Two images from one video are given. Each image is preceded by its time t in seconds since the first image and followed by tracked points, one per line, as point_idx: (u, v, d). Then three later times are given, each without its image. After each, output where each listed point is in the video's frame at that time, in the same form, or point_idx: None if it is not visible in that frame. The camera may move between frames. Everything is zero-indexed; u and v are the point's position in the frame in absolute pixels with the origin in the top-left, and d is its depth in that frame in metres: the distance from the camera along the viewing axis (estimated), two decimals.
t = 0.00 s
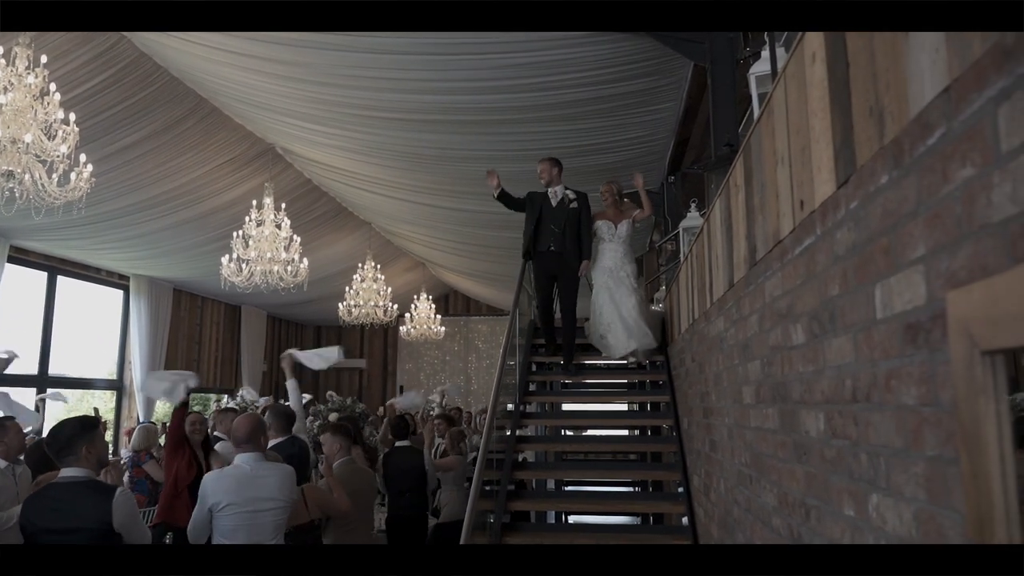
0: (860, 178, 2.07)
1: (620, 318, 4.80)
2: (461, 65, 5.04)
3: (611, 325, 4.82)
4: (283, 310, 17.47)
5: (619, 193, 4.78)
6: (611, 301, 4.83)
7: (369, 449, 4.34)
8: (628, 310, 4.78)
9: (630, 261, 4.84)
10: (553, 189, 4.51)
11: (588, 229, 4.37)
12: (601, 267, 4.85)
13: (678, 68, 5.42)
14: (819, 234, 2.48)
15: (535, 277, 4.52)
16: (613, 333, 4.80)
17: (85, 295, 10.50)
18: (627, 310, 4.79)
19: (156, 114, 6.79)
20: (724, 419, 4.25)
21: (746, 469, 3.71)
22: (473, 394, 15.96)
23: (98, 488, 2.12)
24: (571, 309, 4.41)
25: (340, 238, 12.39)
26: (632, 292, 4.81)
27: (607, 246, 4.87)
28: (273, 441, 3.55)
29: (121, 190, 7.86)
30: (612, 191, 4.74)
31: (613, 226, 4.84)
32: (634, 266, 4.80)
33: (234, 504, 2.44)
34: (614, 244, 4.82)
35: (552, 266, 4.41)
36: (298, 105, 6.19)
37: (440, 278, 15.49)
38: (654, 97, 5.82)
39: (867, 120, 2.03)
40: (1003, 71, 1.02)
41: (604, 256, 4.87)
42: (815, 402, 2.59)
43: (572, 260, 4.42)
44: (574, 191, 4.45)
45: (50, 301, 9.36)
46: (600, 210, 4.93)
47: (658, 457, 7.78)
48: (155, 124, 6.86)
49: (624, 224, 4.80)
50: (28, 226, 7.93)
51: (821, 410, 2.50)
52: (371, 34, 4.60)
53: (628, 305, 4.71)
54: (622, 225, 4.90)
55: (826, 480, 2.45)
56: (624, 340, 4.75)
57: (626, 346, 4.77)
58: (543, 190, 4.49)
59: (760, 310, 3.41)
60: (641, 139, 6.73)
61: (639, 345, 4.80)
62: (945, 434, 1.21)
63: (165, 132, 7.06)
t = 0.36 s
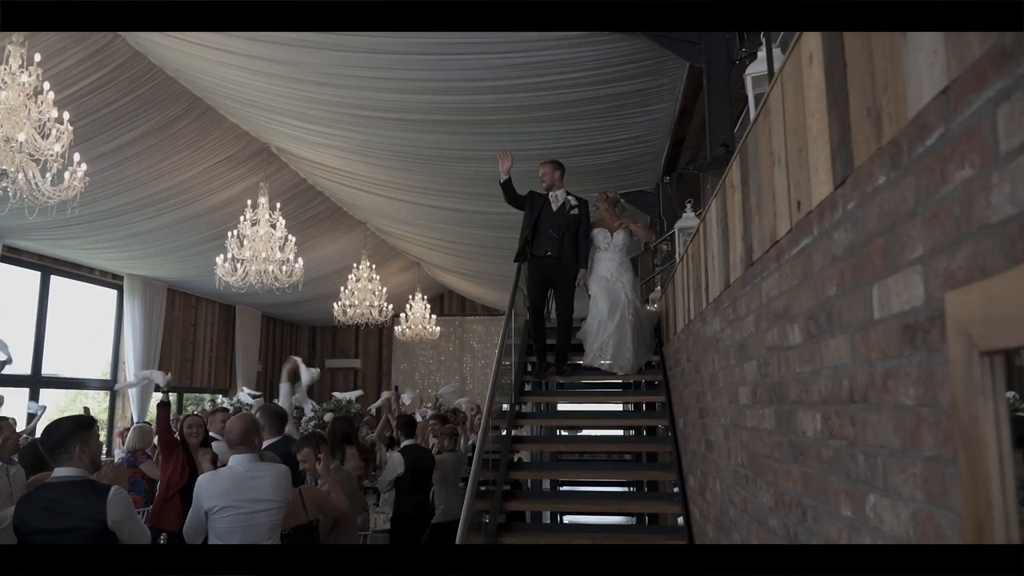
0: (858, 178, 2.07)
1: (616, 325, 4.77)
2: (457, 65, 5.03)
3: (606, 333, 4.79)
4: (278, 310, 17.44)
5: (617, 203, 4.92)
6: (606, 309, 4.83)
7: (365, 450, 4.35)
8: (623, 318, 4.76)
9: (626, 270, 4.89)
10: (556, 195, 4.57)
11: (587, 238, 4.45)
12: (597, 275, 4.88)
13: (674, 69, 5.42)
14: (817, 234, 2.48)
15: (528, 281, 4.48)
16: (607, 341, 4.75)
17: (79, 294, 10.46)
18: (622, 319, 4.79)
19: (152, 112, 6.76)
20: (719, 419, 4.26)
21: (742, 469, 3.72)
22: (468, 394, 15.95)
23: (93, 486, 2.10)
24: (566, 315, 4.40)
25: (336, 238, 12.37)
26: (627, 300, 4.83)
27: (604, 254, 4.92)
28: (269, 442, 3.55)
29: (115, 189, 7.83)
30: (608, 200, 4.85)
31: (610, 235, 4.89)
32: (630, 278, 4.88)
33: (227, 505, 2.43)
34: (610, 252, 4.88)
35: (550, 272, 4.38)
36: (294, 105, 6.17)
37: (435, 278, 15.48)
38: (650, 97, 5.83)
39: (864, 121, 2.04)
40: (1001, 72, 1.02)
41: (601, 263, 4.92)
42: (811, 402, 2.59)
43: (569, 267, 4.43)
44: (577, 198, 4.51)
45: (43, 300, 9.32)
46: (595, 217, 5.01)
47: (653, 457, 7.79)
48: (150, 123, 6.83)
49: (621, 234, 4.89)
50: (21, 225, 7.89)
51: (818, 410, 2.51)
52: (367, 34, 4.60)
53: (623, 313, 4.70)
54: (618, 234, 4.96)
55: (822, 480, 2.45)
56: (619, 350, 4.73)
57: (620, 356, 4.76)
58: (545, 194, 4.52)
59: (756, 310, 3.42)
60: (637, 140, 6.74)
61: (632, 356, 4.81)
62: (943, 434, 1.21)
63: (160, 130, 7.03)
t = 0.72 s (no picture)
0: (855, 178, 2.07)
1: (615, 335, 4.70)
2: (454, 65, 5.03)
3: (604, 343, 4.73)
4: (275, 310, 17.42)
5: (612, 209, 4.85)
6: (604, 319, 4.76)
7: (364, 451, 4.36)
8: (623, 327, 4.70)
9: (625, 276, 4.79)
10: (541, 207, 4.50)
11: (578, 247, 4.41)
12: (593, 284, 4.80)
13: (671, 69, 5.42)
14: (814, 234, 2.48)
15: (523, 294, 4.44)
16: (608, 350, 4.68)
17: (75, 294, 10.44)
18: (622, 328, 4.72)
19: (148, 110, 6.74)
20: (716, 419, 4.26)
21: (739, 468, 3.72)
22: (465, 393, 15.95)
23: (89, 489, 2.10)
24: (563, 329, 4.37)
25: (332, 237, 12.35)
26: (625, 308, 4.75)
27: (600, 262, 4.82)
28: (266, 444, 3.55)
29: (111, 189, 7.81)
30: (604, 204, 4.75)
31: (607, 240, 4.81)
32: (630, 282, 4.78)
33: (225, 507, 2.42)
34: (608, 259, 4.77)
35: (543, 286, 4.35)
36: (291, 104, 6.16)
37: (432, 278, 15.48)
38: (647, 97, 5.82)
39: (861, 121, 2.04)
40: (1000, 72, 1.02)
41: (595, 273, 4.84)
42: (808, 402, 2.60)
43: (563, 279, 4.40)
44: (563, 209, 4.43)
45: (38, 300, 9.29)
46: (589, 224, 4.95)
47: (650, 456, 7.80)
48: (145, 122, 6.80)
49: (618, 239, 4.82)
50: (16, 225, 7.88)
51: (815, 410, 2.51)
52: (364, 33, 4.59)
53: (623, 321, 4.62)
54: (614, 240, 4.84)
55: (819, 480, 2.45)
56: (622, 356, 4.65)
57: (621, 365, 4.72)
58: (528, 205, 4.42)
59: (753, 310, 3.42)
60: (634, 139, 6.74)
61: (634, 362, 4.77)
62: (940, 434, 1.21)
63: (155, 130, 7.00)
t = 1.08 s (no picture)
0: (854, 180, 2.08)
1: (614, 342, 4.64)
2: (455, 65, 5.04)
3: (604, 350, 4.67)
4: (274, 310, 17.42)
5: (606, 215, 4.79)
6: (602, 326, 4.69)
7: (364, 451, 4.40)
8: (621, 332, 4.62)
9: (620, 282, 4.74)
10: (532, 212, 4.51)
11: (570, 248, 4.38)
12: (588, 291, 4.74)
13: (670, 70, 5.43)
14: (812, 236, 2.49)
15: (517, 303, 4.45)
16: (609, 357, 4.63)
17: (73, 294, 10.43)
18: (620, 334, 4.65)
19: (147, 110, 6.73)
20: (715, 420, 4.26)
21: (737, 470, 3.73)
22: (463, 394, 15.96)
23: (84, 490, 2.10)
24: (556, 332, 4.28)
25: (331, 237, 12.35)
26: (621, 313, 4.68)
27: (595, 269, 4.77)
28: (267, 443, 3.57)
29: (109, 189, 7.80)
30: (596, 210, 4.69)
31: (601, 245, 4.79)
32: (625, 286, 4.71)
33: (225, 507, 2.42)
34: (602, 265, 4.74)
35: (533, 288, 4.33)
36: (290, 104, 6.16)
37: (430, 278, 15.49)
38: (646, 98, 5.82)
39: (860, 123, 2.05)
40: (998, 76, 1.03)
41: (590, 280, 4.78)
42: (806, 404, 2.60)
43: (555, 280, 4.34)
44: (555, 210, 4.46)
45: (37, 300, 9.28)
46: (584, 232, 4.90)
47: (649, 457, 7.83)
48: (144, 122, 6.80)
49: (612, 245, 4.75)
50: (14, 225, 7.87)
51: (814, 412, 2.52)
52: (363, 33, 4.60)
53: (623, 326, 4.55)
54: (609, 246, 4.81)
55: (818, 482, 2.46)
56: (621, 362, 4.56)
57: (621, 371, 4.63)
58: (519, 212, 4.46)
59: (752, 312, 3.43)
60: (632, 140, 6.75)
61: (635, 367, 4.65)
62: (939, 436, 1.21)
63: (154, 129, 7.00)
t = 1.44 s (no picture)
0: (845, 182, 2.08)
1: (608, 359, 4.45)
2: (452, 65, 5.03)
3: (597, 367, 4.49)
4: (273, 310, 17.40)
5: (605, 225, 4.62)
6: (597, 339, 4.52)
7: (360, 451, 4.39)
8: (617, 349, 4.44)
9: (617, 295, 4.59)
10: (529, 226, 4.30)
11: (569, 268, 4.17)
12: (584, 300, 4.56)
13: (667, 70, 5.42)
14: (805, 238, 2.49)
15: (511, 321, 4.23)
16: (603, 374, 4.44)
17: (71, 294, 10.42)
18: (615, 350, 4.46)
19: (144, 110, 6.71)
20: (710, 420, 4.26)
21: (732, 471, 3.72)
22: (461, 393, 15.96)
23: (73, 492, 2.09)
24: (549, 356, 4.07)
25: (329, 236, 12.34)
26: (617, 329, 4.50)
27: (592, 278, 4.59)
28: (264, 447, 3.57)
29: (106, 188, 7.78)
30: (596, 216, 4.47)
31: (600, 254, 4.57)
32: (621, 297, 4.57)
33: (221, 506, 2.42)
34: (600, 276, 4.54)
35: (528, 306, 4.11)
36: (287, 104, 6.15)
37: (429, 278, 15.48)
38: (643, 98, 5.81)
39: (851, 124, 2.04)
40: (986, 79, 1.02)
41: (586, 288, 4.61)
42: (798, 406, 2.60)
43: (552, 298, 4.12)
44: (553, 226, 4.25)
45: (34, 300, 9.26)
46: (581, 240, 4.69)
47: (646, 457, 7.82)
48: (142, 122, 6.78)
49: (612, 254, 4.57)
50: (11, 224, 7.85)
51: (805, 414, 2.51)
52: (360, 33, 4.59)
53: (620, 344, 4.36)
54: (609, 255, 4.62)
55: (810, 484, 2.46)
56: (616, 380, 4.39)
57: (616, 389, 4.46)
58: (517, 225, 4.25)
59: (746, 313, 3.42)
60: (630, 140, 6.74)
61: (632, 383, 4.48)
62: (927, 440, 1.21)
63: (152, 129, 6.99)
